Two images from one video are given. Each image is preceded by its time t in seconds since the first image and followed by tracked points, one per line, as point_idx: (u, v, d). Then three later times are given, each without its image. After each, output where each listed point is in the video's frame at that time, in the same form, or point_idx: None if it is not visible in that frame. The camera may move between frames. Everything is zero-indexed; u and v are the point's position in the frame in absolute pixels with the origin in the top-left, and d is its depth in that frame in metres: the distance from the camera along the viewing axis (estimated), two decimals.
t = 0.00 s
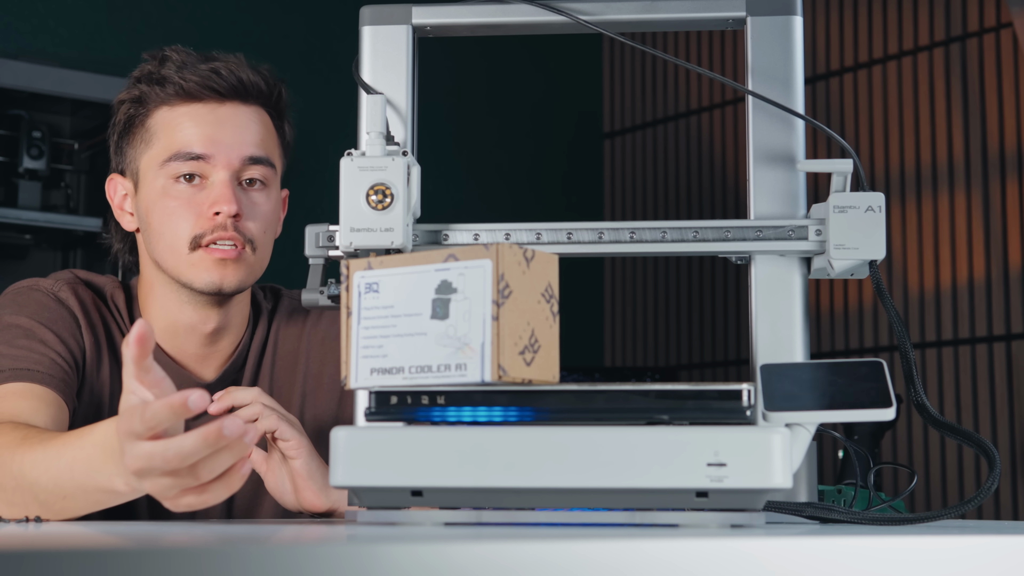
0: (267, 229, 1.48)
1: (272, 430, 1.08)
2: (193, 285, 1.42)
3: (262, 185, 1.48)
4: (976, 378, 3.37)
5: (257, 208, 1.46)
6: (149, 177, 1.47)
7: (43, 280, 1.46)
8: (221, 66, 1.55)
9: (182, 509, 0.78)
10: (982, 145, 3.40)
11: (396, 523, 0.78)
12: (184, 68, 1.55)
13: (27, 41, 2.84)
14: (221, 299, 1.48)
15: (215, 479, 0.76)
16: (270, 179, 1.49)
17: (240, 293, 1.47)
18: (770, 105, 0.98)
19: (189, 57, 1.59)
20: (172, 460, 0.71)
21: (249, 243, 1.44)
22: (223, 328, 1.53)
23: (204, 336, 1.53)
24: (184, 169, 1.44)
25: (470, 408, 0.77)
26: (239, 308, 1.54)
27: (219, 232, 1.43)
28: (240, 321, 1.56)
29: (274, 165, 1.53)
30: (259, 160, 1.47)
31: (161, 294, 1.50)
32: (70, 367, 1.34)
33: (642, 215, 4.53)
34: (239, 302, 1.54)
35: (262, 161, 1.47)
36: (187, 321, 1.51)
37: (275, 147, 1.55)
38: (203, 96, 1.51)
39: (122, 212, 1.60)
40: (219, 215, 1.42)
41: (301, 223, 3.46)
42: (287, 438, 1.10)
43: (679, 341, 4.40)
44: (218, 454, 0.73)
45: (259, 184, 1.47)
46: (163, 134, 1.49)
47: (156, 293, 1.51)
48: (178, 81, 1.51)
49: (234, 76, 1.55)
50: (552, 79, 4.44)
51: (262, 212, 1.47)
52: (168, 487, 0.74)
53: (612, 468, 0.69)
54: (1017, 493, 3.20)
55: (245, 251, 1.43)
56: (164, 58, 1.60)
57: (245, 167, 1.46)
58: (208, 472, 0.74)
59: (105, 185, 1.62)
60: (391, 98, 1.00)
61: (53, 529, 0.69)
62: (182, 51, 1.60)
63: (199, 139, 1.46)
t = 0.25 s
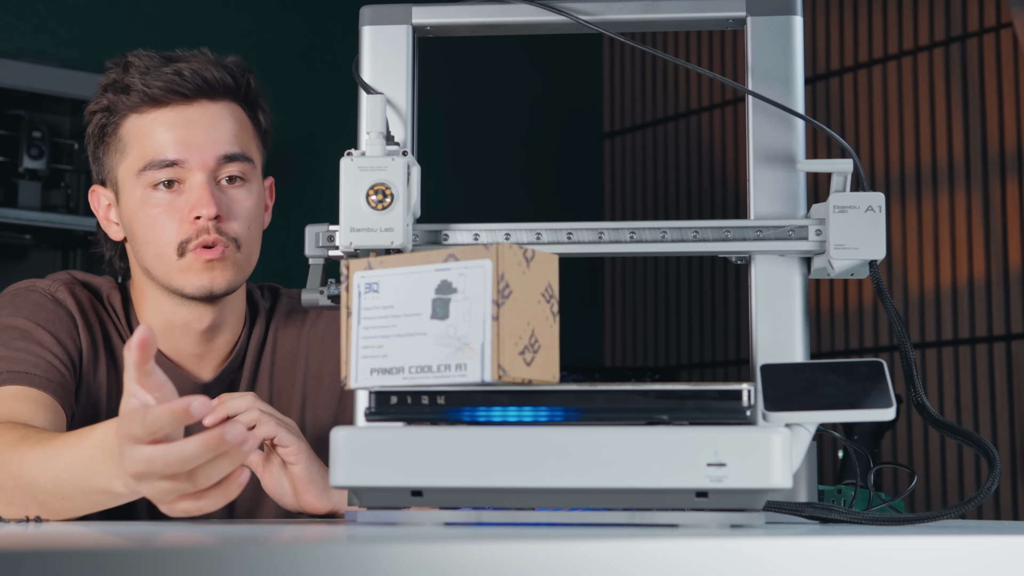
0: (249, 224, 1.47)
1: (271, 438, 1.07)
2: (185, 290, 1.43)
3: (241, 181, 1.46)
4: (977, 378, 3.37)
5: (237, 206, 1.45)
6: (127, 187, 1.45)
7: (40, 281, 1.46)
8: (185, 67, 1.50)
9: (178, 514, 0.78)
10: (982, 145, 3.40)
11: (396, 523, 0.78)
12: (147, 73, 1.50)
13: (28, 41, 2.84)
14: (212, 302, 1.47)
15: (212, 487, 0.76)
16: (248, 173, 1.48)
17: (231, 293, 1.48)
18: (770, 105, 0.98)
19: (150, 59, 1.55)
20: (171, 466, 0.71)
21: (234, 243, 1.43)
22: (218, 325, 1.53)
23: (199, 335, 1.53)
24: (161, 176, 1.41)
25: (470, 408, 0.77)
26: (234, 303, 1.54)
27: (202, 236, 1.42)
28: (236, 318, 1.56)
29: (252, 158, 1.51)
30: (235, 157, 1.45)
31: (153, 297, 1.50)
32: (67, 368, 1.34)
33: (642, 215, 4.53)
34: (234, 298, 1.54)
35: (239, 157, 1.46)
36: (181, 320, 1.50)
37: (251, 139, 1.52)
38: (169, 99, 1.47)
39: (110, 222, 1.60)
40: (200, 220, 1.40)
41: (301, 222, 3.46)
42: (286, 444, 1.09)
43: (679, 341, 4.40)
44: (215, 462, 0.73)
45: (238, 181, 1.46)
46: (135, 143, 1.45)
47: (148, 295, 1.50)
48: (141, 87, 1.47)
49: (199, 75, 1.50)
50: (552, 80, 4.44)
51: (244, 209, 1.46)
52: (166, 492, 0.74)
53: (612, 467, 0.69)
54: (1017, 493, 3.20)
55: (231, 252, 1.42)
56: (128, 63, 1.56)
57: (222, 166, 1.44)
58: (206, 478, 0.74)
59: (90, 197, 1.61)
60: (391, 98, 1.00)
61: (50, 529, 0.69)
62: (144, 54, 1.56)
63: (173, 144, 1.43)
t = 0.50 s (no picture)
0: (222, 223, 1.45)
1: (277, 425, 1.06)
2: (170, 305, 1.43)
3: (210, 184, 1.45)
4: (976, 378, 3.37)
5: (207, 212, 1.44)
6: (100, 210, 1.43)
7: (38, 281, 1.47)
8: (129, 84, 1.42)
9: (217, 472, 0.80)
10: (982, 145, 3.40)
11: (396, 522, 0.78)
12: (94, 95, 1.45)
13: (28, 41, 2.84)
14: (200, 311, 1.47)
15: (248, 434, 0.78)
16: (216, 174, 1.46)
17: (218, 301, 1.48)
18: (770, 105, 0.98)
19: (97, 77, 1.49)
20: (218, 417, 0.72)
21: (212, 254, 1.44)
22: (214, 322, 1.52)
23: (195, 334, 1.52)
24: (129, 196, 1.40)
25: (470, 408, 0.77)
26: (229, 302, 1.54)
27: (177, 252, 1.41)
28: (232, 317, 1.56)
29: (220, 157, 1.49)
30: (199, 162, 1.43)
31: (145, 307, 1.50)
32: (67, 368, 1.34)
33: (642, 215, 4.53)
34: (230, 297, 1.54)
35: (203, 162, 1.44)
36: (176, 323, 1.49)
37: (210, 136, 1.49)
38: (119, 122, 1.42)
39: (95, 238, 1.60)
40: (171, 236, 1.39)
41: (301, 222, 3.46)
42: (291, 433, 1.09)
43: (679, 341, 4.40)
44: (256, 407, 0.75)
45: (206, 185, 1.44)
46: (98, 167, 1.43)
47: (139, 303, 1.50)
48: (91, 113, 1.42)
49: (144, 91, 1.43)
50: (553, 80, 4.44)
51: (215, 214, 1.44)
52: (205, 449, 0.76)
53: (612, 467, 0.69)
54: (1017, 493, 3.20)
55: (209, 262, 1.43)
56: (78, 82, 1.51)
57: (187, 175, 1.42)
58: (248, 425, 0.76)
59: (75, 215, 1.61)
60: (391, 98, 1.00)
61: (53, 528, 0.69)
62: (90, 72, 1.50)
63: (136, 163, 1.40)
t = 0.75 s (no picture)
0: (213, 228, 1.45)
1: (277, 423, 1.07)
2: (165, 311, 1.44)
3: (201, 189, 1.44)
4: (976, 378, 3.37)
5: (198, 219, 1.43)
6: (91, 216, 1.43)
7: (38, 281, 1.47)
8: (114, 92, 1.42)
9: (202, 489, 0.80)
10: (982, 145, 3.40)
11: (396, 522, 0.78)
12: (80, 104, 1.45)
13: (28, 41, 2.84)
14: (195, 317, 1.47)
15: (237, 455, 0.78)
16: (206, 179, 1.45)
17: (213, 305, 1.48)
18: (770, 105, 0.98)
19: (83, 85, 1.49)
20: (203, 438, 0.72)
21: (203, 260, 1.43)
22: (209, 325, 1.52)
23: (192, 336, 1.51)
24: (119, 204, 1.40)
25: (470, 408, 0.77)
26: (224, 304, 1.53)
27: (169, 259, 1.41)
28: (229, 319, 1.56)
29: (210, 161, 1.49)
30: (189, 168, 1.43)
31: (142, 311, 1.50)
32: (67, 367, 1.34)
33: (642, 215, 4.53)
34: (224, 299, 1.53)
35: (192, 168, 1.43)
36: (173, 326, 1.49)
37: (198, 140, 1.48)
38: (106, 131, 1.42)
39: (90, 242, 1.60)
40: (162, 244, 1.39)
41: (301, 222, 3.46)
42: (290, 433, 1.09)
43: (679, 341, 4.40)
44: (240, 431, 0.76)
45: (197, 191, 1.44)
46: (88, 174, 1.43)
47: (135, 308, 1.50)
48: (77, 123, 1.42)
49: (129, 99, 1.43)
50: (553, 80, 4.44)
51: (206, 220, 1.44)
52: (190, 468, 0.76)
53: (612, 467, 0.69)
54: (1017, 493, 3.20)
55: (201, 268, 1.43)
56: (64, 90, 1.51)
57: (177, 181, 1.42)
58: (231, 448, 0.76)
59: (70, 219, 1.61)
60: (391, 98, 1.00)
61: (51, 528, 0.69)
62: (77, 79, 1.50)
63: (125, 170, 1.40)
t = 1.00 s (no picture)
0: (218, 223, 1.45)
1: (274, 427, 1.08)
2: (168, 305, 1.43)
3: (206, 184, 1.45)
4: (976, 378, 3.37)
5: (203, 213, 1.44)
6: (95, 210, 1.43)
7: (38, 281, 1.47)
8: (123, 84, 1.43)
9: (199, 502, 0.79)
10: (982, 145, 3.40)
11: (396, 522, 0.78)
12: (88, 96, 1.45)
13: (28, 41, 2.84)
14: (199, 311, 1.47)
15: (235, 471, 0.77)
16: (211, 174, 1.46)
17: (215, 300, 1.48)
18: (770, 105, 0.98)
19: (91, 78, 1.49)
20: (202, 450, 0.72)
21: (207, 254, 1.43)
22: (211, 323, 1.52)
23: (193, 335, 1.51)
24: (123, 197, 1.40)
25: (470, 408, 0.77)
26: (225, 303, 1.53)
27: (173, 252, 1.41)
28: (229, 319, 1.55)
29: (215, 157, 1.49)
30: (195, 163, 1.43)
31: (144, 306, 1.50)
32: (67, 368, 1.34)
33: (642, 215, 4.53)
34: (225, 297, 1.53)
35: (198, 162, 1.44)
36: (174, 323, 1.49)
37: (203, 135, 1.48)
38: (113, 123, 1.42)
39: (92, 239, 1.60)
40: (167, 236, 1.39)
41: (301, 222, 3.46)
42: (287, 436, 1.10)
43: (679, 341, 4.40)
44: (239, 445, 0.75)
45: (202, 186, 1.44)
46: (93, 167, 1.43)
47: (137, 303, 1.50)
48: (84, 114, 1.42)
49: (138, 92, 1.43)
50: (553, 79, 4.44)
51: (210, 215, 1.44)
52: (187, 481, 0.75)
53: (611, 467, 0.69)
54: (1017, 493, 3.20)
55: (205, 262, 1.43)
56: (71, 83, 1.51)
57: (182, 175, 1.42)
58: (229, 464, 0.76)
59: (71, 216, 1.61)
60: (391, 98, 1.00)
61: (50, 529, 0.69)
62: (84, 73, 1.50)
63: (131, 163, 1.40)
